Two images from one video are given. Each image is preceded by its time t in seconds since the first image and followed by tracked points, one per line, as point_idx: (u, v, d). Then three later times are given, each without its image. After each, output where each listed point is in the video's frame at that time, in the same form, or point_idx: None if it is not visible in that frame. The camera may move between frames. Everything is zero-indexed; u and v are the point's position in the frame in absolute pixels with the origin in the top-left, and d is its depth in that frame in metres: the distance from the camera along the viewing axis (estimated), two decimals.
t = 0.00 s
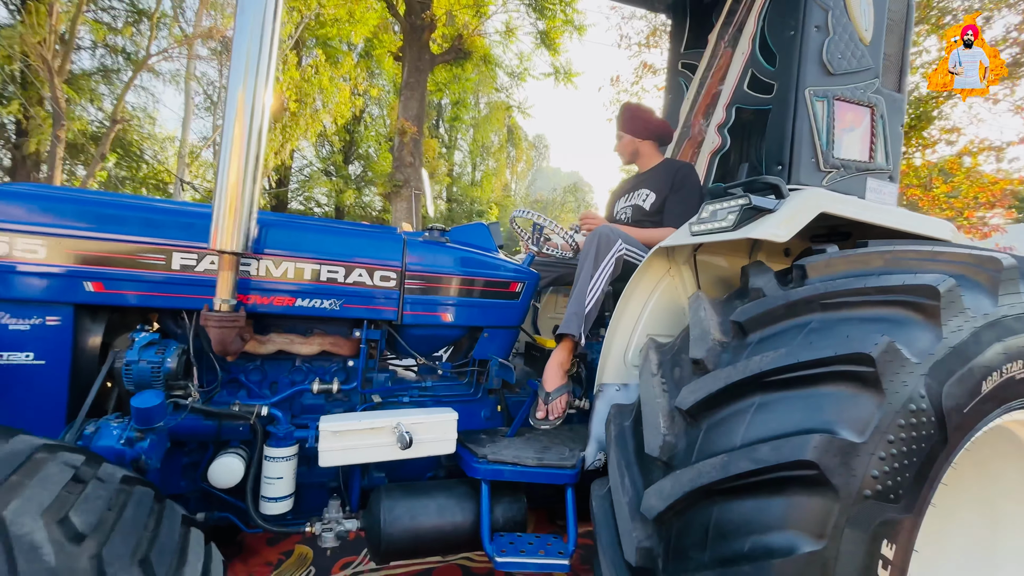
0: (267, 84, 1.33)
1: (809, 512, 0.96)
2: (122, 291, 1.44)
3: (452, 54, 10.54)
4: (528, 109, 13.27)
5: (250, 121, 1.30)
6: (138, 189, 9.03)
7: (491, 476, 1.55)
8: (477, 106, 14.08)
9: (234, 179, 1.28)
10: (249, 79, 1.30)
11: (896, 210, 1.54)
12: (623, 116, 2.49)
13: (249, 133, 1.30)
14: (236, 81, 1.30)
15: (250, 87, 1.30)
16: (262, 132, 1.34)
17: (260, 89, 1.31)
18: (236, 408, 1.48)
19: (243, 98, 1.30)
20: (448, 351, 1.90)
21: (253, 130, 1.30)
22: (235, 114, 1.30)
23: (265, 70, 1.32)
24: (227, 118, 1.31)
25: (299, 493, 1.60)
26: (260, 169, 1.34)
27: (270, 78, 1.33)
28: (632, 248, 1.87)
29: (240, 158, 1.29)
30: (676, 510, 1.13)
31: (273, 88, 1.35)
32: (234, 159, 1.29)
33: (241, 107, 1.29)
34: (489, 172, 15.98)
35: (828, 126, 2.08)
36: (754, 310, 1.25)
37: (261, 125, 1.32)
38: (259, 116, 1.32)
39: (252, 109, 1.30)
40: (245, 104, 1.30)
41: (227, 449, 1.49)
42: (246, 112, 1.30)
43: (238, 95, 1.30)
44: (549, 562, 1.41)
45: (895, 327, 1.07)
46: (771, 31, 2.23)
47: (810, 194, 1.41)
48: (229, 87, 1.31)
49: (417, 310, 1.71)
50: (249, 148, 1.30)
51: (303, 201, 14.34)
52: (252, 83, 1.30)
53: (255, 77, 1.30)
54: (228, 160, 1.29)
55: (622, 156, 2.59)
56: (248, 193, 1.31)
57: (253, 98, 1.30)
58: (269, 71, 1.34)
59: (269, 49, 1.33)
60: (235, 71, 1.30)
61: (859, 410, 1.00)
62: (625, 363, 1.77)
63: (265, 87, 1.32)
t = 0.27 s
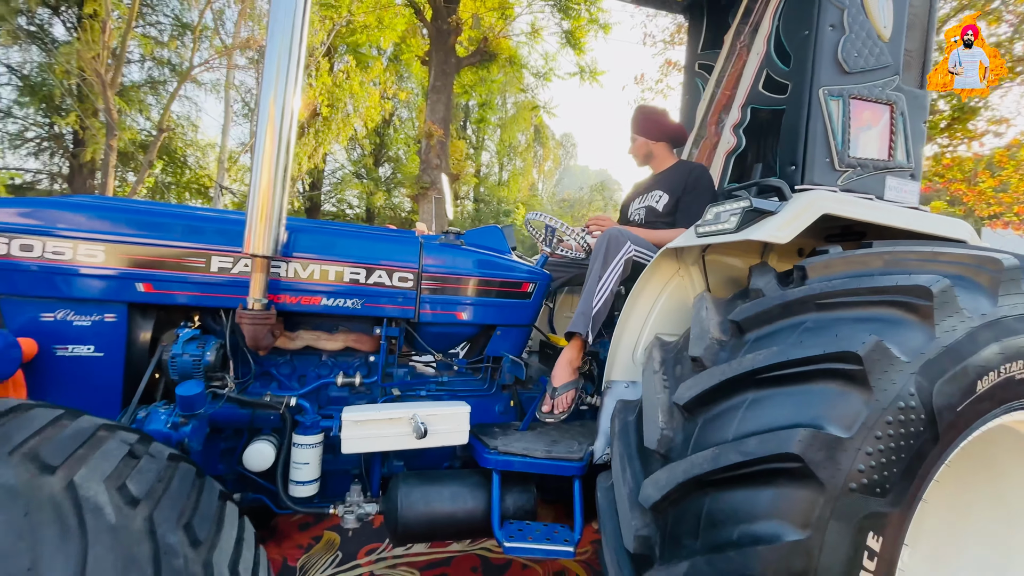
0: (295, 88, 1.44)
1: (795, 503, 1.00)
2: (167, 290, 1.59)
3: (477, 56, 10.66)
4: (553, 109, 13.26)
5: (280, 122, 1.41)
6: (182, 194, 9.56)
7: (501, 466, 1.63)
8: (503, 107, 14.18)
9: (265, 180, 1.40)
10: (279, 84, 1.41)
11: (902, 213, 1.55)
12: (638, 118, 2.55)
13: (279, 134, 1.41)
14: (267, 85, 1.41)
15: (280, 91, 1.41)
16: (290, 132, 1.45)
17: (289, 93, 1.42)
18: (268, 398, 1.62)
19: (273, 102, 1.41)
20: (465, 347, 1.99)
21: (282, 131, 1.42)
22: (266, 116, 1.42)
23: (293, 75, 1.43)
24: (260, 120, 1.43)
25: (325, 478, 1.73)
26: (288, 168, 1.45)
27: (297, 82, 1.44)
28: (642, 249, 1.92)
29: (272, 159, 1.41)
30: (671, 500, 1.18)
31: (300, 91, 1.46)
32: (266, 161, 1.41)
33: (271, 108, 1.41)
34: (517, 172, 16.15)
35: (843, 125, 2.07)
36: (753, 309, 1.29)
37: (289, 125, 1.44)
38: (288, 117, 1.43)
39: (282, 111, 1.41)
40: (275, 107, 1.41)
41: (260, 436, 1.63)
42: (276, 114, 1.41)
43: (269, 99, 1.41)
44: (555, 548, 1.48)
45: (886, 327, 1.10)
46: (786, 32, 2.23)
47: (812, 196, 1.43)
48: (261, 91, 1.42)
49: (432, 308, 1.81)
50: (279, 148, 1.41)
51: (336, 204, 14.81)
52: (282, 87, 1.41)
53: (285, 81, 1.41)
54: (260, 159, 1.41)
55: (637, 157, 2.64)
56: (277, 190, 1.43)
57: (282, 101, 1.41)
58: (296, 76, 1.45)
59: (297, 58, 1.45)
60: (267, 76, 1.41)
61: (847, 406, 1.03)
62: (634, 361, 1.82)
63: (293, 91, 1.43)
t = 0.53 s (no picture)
0: (313, 86, 1.55)
1: (770, 487, 1.06)
2: (198, 286, 1.73)
3: (497, 54, 10.72)
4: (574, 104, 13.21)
5: (299, 119, 1.53)
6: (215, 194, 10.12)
7: (503, 453, 1.73)
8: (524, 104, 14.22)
9: (286, 177, 1.52)
10: (299, 83, 1.52)
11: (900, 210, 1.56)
12: (645, 117, 2.59)
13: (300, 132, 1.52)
14: (288, 84, 1.52)
15: (299, 90, 1.52)
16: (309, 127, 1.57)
17: (307, 91, 1.53)
18: (288, 386, 1.75)
19: (293, 101, 1.52)
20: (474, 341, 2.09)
21: (302, 127, 1.53)
22: (287, 113, 1.54)
23: (311, 77, 1.54)
24: (281, 117, 1.55)
25: (342, 462, 1.86)
26: (307, 163, 1.57)
27: (315, 80, 1.55)
28: (644, 247, 1.98)
29: (292, 154, 1.53)
30: (658, 485, 1.25)
31: (317, 88, 1.57)
32: (286, 160, 1.52)
33: (291, 107, 1.52)
34: (538, 168, 16.27)
35: (849, 122, 2.07)
36: (740, 305, 1.34)
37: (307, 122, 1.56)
38: (306, 112, 1.54)
39: (301, 108, 1.53)
40: (295, 105, 1.52)
41: (282, 421, 1.76)
42: (296, 111, 1.53)
43: (289, 98, 1.53)
44: (552, 531, 1.57)
45: (865, 322, 1.14)
46: (793, 28, 2.24)
47: (804, 195, 1.47)
48: (281, 91, 1.54)
49: (441, 303, 1.92)
50: (299, 144, 1.53)
51: (361, 202, 15.16)
52: (301, 85, 1.52)
53: (303, 79, 1.52)
54: (282, 154, 1.52)
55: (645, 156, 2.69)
56: (297, 184, 1.54)
57: (301, 98, 1.53)
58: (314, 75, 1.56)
59: (315, 56, 1.54)
60: (288, 76, 1.52)
61: (822, 397, 1.08)
62: (635, 356, 1.89)
63: (312, 89, 1.54)
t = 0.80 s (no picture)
0: (330, 87, 1.65)
1: (754, 478, 1.10)
2: (226, 283, 1.86)
3: (518, 50, 10.75)
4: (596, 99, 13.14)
5: (317, 118, 1.62)
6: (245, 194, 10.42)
7: (509, 443, 1.80)
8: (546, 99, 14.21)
9: (305, 175, 1.62)
10: (317, 82, 1.61)
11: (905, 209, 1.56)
12: (656, 115, 2.61)
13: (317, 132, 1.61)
14: (306, 84, 1.62)
15: (316, 91, 1.62)
16: (326, 124, 1.66)
17: (325, 92, 1.63)
18: (308, 376, 1.86)
19: (312, 99, 1.61)
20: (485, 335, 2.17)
21: (320, 126, 1.62)
22: (307, 112, 1.64)
23: (329, 79, 1.64)
24: (301, 115, 1.65)
25: (358, 449, 1.97)
26: (324, 164, 1.67)
27: (332, 79, 1.64)
28: (649, 246, 2.03)
29: (311, 153, 1.62)
30: (650, 475, 1.30)
31: (334, 87, 1.66)
32: (306, 160, 1.62)
33: (311, 102, 1.62)
34: (562, 164, 16.45)
35: (860, 119, 2.05)
36: (735, 303, 1.38)
37: (325, 117, 1.64)
38: (324, 110, 1.64)
39: (319, 108, 1.62)
40: (314, 103, 1.62)
41: (303, 409, 1.88)
42: (314, 109, 1.62)
43: (309, 98, 1.63)
44: (554, 518, 1.64)
45: (854, 320, 1.16)
46: (805, 24, 2.21)
47: (803, 194, 1.49)
48: (301, 90, 1.63)
49: (451, 300, 2.00)
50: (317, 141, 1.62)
51: (386, 199, 15.47)
52: (319, 87, 1.62)
53: (321, 82, 1.62)
54: (302, 153, 1.62)
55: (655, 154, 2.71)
56: (316, 180, 1.64)
57: (319, 97, 1.62)
58: (330, 76, 1.65)
59: (331, 55, 1.63)
60: (306, 77, 1.62)
61: (808, 393, 1.12)
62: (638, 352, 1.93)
63: (328, 90, 1.63)
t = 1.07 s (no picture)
0: (346, 85, 1.73)
1: (743, 466, 1.13)
2: (252, 275, 1.99)
3: (544, 45, 10.73)
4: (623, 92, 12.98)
5: (335, 113, 1.70)
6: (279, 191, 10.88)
7: (516, 430, 1.87)
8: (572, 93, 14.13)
9: (323, 169, 1.71)
10: (334, 81, 1.69)
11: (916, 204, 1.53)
12: (675, 107, 2.60)
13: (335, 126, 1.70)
14: (325, 83, 1.70)
15: (334, 87, 1.70)
16: (343, 119, 1.75)
17: (342, 89, 1.71)
18: (327, 364, 1.97)
19: (330, 94, 1.69)
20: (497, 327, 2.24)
21: (337, 121, 1.71)
22: (325, 108, 1.72)
23: (345, 75, 1.71)
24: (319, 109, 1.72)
25: (374, 434, 2.07)
26: (341, 161, 1.75)
27: (348, 76, 1.72)
28: (653, 242, 2.08)
29: (330, 147, 1.71)
30: (646, 463, 1.33)
31: (350, 83, 1.75)
32: (324, 155, 1.71)
33: (329, 96, 1.70)
34: (589, 158, 16.40)
35: (878, 110, 2.01)
36: (733, 296, 1.39)
37: (342, 111, 1.73)
38: (341, 104, 1.72)
39: (337, 103, 1.71)
40: (332, 98, 1.70)
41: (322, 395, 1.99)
42: (332, 104, 1.70)
43: (326, 93, 1.70)
44: (557, 503, 1.70)
45: (848, 313, 1.17)
46: (823, 14, 2.17)
47: (806, 188, 1.49)
48: (319, 85, 1.71)
49: (462, 293, 2.08)
50: (335, 136, 1.71)
51: (414, 195, 15.73)
52: (337, 84, 1.70)
53: (339, 79, 1.70)
54: (320, 150, 1.71)
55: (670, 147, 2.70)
56: (333, 173, 1.73)
57: (336, 94, 1.70)
58: (347, 73, 1.73)
59: (348, 55, 1.71)
60: (325, 75, 1.70)
61: (798, 384, 1.14)
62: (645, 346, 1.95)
63: (345, 86, 1.72)
